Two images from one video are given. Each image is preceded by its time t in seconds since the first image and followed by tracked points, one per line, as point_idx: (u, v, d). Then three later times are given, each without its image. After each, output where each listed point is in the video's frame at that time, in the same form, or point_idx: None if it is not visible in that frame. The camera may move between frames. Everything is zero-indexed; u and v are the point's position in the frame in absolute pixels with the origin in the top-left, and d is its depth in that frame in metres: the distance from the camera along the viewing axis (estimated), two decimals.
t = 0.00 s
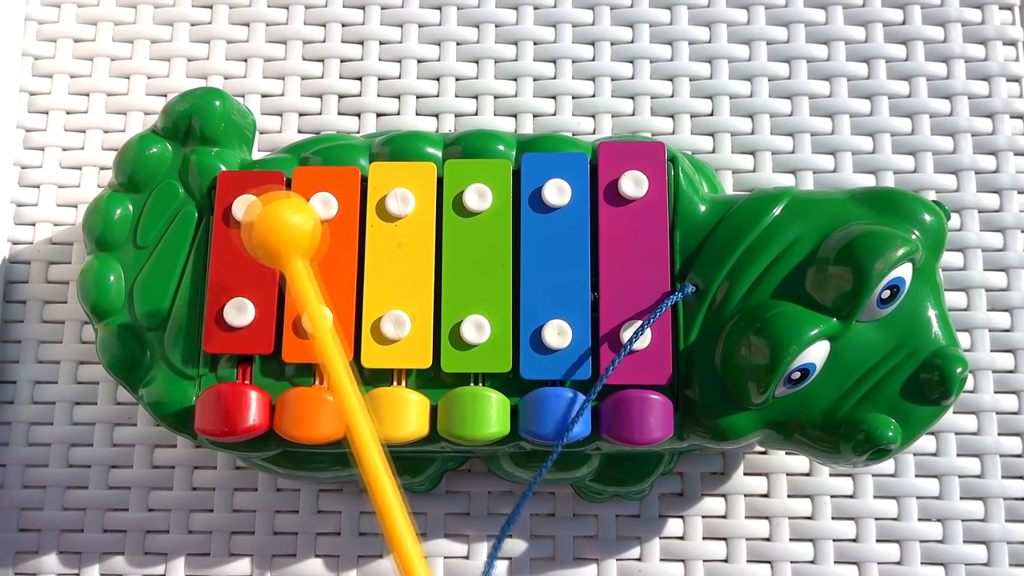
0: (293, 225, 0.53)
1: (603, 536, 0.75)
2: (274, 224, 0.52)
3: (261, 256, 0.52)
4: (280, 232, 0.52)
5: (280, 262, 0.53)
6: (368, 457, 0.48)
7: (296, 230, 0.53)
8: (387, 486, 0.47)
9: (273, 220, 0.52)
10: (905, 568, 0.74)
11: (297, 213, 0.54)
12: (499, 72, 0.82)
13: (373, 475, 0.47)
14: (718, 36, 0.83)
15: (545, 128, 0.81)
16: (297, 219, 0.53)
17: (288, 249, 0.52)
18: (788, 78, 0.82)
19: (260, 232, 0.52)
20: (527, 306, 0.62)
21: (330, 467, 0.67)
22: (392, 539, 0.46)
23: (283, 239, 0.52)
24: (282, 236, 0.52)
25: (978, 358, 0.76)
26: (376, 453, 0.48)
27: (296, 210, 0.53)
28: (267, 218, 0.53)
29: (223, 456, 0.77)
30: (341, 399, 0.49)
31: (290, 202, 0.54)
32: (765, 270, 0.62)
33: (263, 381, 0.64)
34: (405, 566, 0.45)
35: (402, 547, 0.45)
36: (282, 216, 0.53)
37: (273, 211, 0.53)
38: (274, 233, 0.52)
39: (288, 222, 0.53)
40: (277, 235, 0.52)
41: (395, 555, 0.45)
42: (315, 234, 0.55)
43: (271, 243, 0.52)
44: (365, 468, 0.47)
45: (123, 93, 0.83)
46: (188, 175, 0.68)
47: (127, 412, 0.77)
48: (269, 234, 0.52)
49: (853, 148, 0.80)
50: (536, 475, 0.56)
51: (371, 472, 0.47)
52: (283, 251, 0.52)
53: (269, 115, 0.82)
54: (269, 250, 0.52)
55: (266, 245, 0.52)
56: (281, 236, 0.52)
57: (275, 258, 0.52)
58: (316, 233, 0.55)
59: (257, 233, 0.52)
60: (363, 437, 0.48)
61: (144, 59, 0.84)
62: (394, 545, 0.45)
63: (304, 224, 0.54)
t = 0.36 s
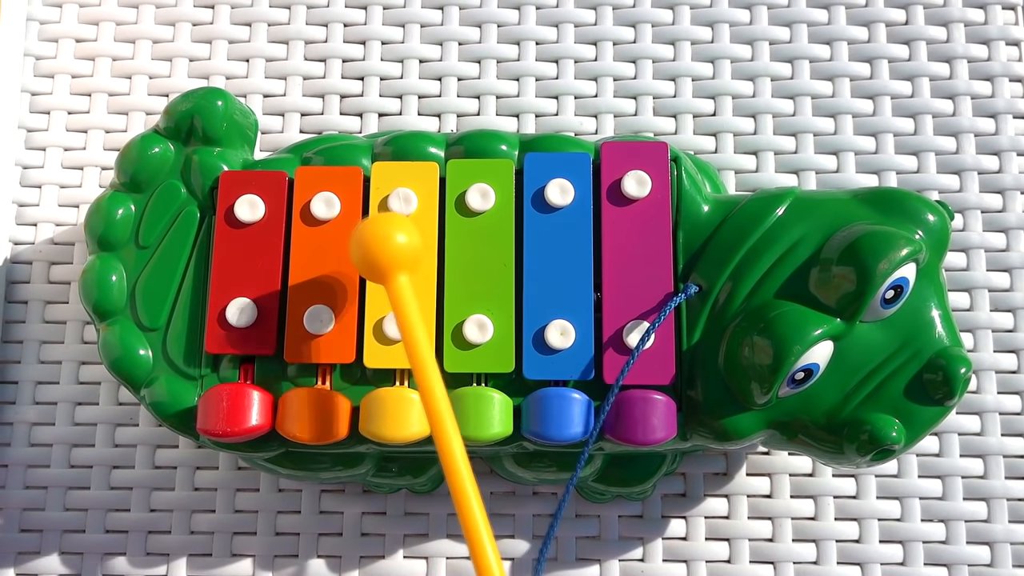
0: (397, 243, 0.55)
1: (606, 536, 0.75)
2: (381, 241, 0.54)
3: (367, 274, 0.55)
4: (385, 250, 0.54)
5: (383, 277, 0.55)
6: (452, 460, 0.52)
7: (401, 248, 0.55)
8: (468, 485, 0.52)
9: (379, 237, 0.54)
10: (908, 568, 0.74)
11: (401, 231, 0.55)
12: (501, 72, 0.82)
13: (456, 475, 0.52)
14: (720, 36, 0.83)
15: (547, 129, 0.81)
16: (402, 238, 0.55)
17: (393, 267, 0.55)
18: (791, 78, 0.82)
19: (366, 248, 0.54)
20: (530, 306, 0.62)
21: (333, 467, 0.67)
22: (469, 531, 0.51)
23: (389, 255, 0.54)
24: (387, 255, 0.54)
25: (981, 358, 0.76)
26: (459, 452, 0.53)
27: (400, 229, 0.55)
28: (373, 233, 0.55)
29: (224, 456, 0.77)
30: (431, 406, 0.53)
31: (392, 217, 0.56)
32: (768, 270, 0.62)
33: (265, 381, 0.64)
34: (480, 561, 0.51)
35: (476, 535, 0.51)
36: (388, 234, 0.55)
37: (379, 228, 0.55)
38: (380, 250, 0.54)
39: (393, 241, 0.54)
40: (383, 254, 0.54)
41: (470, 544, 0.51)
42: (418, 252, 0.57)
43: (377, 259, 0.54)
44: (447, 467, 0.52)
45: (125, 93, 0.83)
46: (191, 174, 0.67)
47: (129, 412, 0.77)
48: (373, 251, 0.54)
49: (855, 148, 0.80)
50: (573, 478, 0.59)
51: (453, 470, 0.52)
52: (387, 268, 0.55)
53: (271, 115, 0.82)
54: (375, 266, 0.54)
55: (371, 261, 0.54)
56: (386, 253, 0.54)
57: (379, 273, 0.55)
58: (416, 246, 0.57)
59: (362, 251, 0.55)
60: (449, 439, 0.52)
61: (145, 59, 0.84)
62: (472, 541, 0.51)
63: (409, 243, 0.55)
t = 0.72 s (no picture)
0: (176, 209, 0.52)
1: (606, 537, 0.75)
2: (153, 208, 0.52)
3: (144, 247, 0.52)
4: (161, 217, 0.52)
5: (168, 245, 0.53)
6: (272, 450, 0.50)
7: (181, 214, 0.53)
8: (297, 480, 0.50)
9: (156, 205, 0.52)
10: (908, 568, 0.73)
11: (182, 197, 0.53)
12: (500, 72, 0.82)
13: (281, 469, 0.50)
14: (719, 36, 0.83)
15: (547, 129, 0.81)
16: (181, 204, 0.53)
17: (169, 235, 0.52)
18: (790, 78, 0.82)
19: (136, 215, 0.52)
20: (529, 306, 0.62)
21: (332, 468, 0.67)
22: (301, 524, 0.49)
23: (166, 223, 0.52)
24: (163, 222, 0.52)
25: (981, 357, 0.76)
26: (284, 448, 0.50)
27: (177, 192, 0.53)
28: (145, 202, 0.52)
29: (224, 457, 0.77)
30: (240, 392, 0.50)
31: (172, 181, 0.54)
32: (768, 270, 0.62)
33: (265, 382, 0.64)
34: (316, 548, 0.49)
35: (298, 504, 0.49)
36: (165, 201, 0.52)
37: (152, 195, 0.52)
38: (154, 217, 0.52)
39: (170, 207, 0.52)
40: (157, 224, 0.52)
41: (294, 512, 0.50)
42: (204, 218, 0.54)
43: (151, 229, 0.52)
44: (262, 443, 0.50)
45: (124, 94, 0.83)
46: (189, 176, 0.67)
47: (128, 413, 0.77)
48: (146, 219, 0.52)
49: (855, 148, 0.80)
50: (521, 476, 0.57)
51: (276, 457, 0.50)
52: (167, 236, 0.52)
53: (270, 116, 0.82)
54: (150, 235, 0.52)
55: (146, 230, 0.52)
56: (161, 220, 0.52)
57: (162, 242, 0.52)
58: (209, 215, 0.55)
59: (133, 220, 0.52)
60: (271, 435, 0.50)
61: (145, 60, 0.83)
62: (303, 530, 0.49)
63: (189, 207, 0.53)
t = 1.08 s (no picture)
0: (322, 251, 0.55)
1: (608, 535, 0.74)
2: (303, 248, 0.55)
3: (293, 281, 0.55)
4: (309, 258, 0.55)
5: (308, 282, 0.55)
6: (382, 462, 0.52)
7: (324, 255, 0.55)
8: (401, 493, 0.51)
9: (304, 244, 0.55)
10: (911, 567, 0.73)
11: (325, 238, 0.56)
12: (502, 69, 0.82)
13: (387, 477, 0.51)
14: (721, 33, 0.82)
15: (548, 126, 0.81)
16: (326, 244, 0.56)
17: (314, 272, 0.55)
18: (792, 75, 0.81)
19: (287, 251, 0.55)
20: (531, 303, 0.62)
21: (334, 466, 0.67)
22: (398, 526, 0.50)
23: (311, 261, 0.55)
24: (311, 262, 0.55)
25: (984, 355, 0.76)
26: (390, 456, 0.52)
27: (322, 235, 0.56)
28: (297, 241, 0.55)
29: (225, 455, 0.77)
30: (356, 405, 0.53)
31: (316, 225, 0.57)
32: (771, 267, 0.61)
33: (266, 379, 0.64)
34: (409, 551, 0.50)
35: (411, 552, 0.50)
36: (312, 241, 0.55)
37: (303, 235, 0.55)
38: (302, 256, 0.55)
39: (317, 248, 0.55)
40: (307, 262, 0.55)
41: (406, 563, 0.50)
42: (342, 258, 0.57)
43: (300, 265, 0.55)
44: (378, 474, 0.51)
45: (125, 91, 0.83)
46: (190, 172, 0.67)
47: (129, 411, 0.77)
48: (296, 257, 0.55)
49: (858, 145, 0.80)
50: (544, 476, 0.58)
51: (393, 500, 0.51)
52: (310, 275, 0.55)
53: (271, 113, 0.82)
54: (298, 271, 0.55)
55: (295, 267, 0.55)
56: (310, 259, 0.55)
57: (304, 279, 0.55)
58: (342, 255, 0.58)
59: (286, 257, 0.55)
60: (377, 437, 0.52)
61: (146, 57, 0.83)
62: (400, 534, 0.50)
63: (332, 249, 0.56)
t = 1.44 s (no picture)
0: (395, 244, 0.52)
1: (608, 534, 0.74)
2: (378, 242, 0.52)
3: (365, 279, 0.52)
4: (383, 252, 0.52)
5: (379, 280, 0.53)
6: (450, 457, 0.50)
7: (399, 249, 0.52)
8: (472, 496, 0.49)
9: (376, 237, 0.52)
10: (910, 566, 0.73)
11: (399, 232, 0.53)
12: (501, 69, 0.82)
13: (456, 475, 0.49)
14: (721, 32, 0.82)
15: (548, 125, 0.81)
16: (400, 239, 0.52)
17: (391, 269, 0.52)
18: (792, 74, 0.81)
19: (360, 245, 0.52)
20: (530, 302, 0.62)
21: (333, 465, 0.67)
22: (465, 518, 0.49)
23: (387, 257, 0.52)
24: (384, 255, 0.52)
25: (984, 354, 0.76)
26: (458, 454, 0.50)
27: (397, 229, 0.53)
28: (370, 234, 0.52)
29: (225, 454, 0.77)
30: (426, 400, 0.51)
31: (391, 217, 0.54)
32: (770, 266, 0.61)
33: (265, 378, 0.64)
34: (476, 548, 0.49)
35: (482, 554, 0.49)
36: (384, 234, 0.52)
37: (376, 229, 0.52)
38: (377, 251, 0.52)
39: (390, 242, 0.52)
40: (381, 256, 0.52)
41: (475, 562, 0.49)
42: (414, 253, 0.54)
43: (375, 260, 0.52)
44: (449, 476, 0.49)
45: (125, 90, 0.83)
46: (190, 172, 0.67)
47: (129, 410, 0.77)
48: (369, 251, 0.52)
49: (857, 144, 0.80)
50: (577, 470, 0.56)
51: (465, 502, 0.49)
52: (385, 270, 0.52)
53: (271, 112, 0.82)
54: (372, 268, 0.52)
55: (367, 262, 0.52)
56: (384, 254, 0.52)
57: (375, 275, 0.52)
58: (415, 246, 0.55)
59: (359, 252, 0.52)
60: (447, 438, 0.50)
61: (145, 56, 0.83)
62: (469, 530, 0.49)
63: (405, 243, 0.53)
